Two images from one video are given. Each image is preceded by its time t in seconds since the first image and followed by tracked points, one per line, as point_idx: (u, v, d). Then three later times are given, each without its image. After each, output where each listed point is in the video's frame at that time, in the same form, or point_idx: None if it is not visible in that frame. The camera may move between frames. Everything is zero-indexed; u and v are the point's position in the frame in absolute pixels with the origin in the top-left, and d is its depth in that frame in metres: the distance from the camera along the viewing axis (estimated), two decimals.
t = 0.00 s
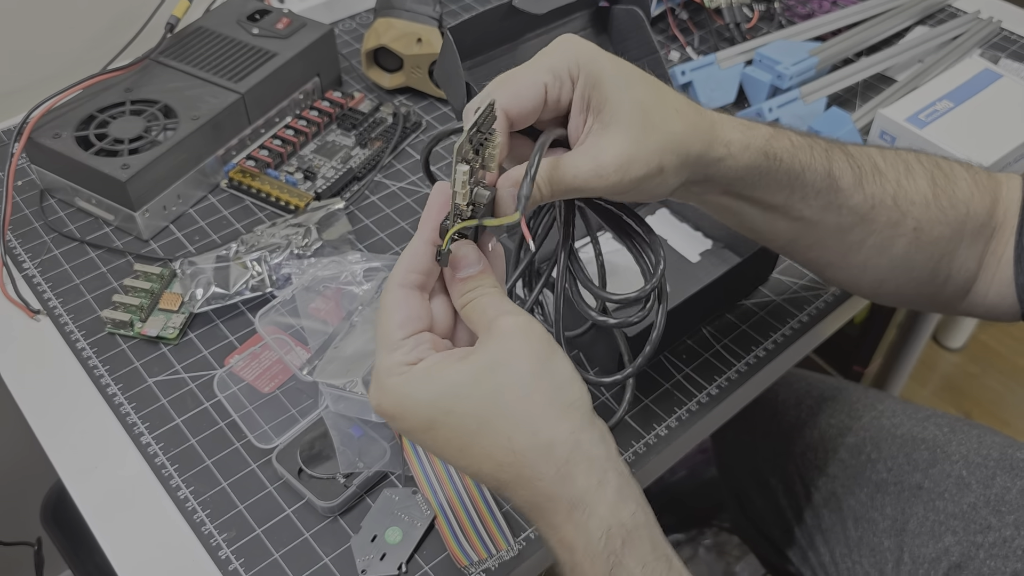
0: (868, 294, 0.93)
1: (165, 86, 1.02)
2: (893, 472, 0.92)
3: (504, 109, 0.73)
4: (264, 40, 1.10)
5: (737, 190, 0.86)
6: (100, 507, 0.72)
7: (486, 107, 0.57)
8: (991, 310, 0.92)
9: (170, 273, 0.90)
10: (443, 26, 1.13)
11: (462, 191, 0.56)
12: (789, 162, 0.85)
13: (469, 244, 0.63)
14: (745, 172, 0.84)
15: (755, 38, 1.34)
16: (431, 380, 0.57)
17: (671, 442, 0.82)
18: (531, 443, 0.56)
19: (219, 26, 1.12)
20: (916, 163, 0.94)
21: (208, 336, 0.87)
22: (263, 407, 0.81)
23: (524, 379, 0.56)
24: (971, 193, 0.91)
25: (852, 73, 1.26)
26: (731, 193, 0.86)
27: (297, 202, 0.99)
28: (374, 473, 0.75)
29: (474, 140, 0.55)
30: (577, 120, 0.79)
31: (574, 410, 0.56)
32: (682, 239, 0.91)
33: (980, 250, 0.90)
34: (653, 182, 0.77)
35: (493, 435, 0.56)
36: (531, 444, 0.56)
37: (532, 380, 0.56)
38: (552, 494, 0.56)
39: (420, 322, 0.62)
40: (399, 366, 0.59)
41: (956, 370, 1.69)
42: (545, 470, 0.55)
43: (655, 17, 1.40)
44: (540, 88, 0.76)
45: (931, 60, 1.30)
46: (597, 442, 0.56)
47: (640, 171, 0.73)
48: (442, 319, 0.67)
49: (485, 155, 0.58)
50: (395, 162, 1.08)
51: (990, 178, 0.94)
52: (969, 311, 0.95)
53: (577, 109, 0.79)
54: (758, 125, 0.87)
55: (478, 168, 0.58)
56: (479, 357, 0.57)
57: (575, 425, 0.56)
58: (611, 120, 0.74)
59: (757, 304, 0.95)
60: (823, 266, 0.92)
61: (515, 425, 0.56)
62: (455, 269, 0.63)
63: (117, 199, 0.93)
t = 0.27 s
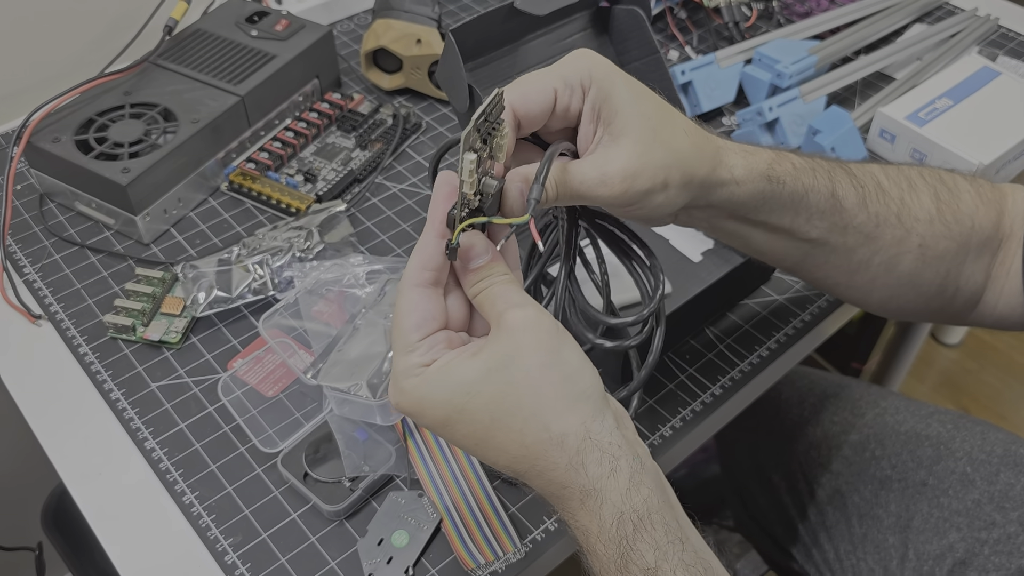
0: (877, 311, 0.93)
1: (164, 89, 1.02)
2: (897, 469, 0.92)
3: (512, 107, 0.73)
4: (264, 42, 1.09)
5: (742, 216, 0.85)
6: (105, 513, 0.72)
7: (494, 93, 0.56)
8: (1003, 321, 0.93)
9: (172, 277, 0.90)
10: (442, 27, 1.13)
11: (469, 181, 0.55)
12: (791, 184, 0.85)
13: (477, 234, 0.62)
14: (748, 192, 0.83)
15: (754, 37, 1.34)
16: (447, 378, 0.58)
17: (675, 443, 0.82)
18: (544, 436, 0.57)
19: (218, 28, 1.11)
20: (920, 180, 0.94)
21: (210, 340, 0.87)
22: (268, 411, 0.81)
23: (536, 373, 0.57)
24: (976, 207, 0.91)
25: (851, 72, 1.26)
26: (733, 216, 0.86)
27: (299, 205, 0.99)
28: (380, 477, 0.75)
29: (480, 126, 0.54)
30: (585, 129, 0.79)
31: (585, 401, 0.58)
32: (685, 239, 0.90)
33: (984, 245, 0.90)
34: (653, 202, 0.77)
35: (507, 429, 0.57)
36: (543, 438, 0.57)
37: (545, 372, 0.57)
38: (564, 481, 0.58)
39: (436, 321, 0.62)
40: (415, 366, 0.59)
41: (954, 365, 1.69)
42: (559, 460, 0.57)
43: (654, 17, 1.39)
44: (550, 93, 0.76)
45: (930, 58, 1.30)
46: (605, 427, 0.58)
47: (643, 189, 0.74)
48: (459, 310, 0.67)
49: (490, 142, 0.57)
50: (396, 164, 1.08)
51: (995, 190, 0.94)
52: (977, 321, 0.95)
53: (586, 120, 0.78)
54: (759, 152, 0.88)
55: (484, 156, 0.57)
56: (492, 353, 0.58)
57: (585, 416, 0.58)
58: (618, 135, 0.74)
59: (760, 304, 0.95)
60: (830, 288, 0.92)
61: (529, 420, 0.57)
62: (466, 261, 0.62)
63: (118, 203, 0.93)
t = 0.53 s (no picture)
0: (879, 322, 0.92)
1: (162, 91, 1.01)
2: (900, 466, 0.91)
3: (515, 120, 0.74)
4: (261, 43, 1.09)
5: (739, 238, 0.84)
6: (108, 519, 0.71)
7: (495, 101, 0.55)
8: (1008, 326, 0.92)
9: (172, 280, 0.89)
10: (441, 27, 1.13)
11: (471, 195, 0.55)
12: (783, 204, 0.85)
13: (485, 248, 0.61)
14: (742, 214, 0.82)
15: (753, 35, 1.34)
16: (459, 395, 0.58)
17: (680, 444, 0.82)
18: (558, 448, 0.57)
19: (215, 30, 1.11)
20: (914, 191, 0.93)
21: (212, 344, 0.86)
22: (270, 415, 0.81)
23: (549, 387, 0.57)
24: (973, 216, 0.90)
25: (851, 69, 1.26)
26: (732, 241, 0.84)
27: (299, 207, 0.98)
28: (385, 480, 0.74)
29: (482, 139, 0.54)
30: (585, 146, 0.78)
31: (598, 411, 0.57)
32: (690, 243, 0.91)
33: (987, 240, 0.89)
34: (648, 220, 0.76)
35: (521, 445, 0.57)
36: (558, 450, 0.57)
37: (556, 384, 0.57)
38: (580, 489, 0.58)
39: (444, 337, 0.61)
40: (425, 384, 0.59)
41: (952, 361, 1.69)
42: (574, 471, 0.57)
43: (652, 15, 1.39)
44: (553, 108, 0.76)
45: (929, 55, 1.29)
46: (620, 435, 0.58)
47: (640, 204, 0.73)
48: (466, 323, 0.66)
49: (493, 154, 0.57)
50: (396, 165, 1.07)
51: (992, 198, 0.93)
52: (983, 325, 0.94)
53: (586, 136, 0.78)
54: (749, 174, 0.87)
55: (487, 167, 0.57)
56: (502, 368, 0.57)
57: (599, 426, 0.57)
58: (616, 151, 0.74)
59: (763, 304, 0.95)
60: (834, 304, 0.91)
61: (543, 433, 0.57)
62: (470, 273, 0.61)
63: (117, 207, 0.92)
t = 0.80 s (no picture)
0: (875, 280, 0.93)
1: (158, 93, 1.01)
2: (899, 464, 0.90)
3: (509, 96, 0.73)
4: (257, 44, 1.08)
5: (734, 184, 0.87)
6: (109, 525, 0.71)
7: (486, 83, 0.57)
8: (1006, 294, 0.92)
9: (170, 284, 0.89)
10: (437, 27, 1.12)
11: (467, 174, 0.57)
12: (781, 151, 0.87)
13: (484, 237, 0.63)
14: (734, 164, 0.85)
15: (750, 33, 1.33)
16: (477, 373, 0.58)
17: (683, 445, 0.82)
18: (584, 428, 0.56)
19: (210, 31, 1.10)
20: (921, 150, 0.93)
21: (211, 348, 0.86)
22: (271, 419, 0.80)
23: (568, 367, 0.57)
24: (977, 178, 0.90)
25: (848, 68, 1.26)
26: (728, 186, 0.87)
27: (297, 209, 0.97)
28: (387, 483, 0.74)
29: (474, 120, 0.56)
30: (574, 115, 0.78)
31: (621, 388, 0.57)
32: (692, 241, 0.93)
33: (986, 237, 0.89)
34: (643, 179, 0.79)
35: (544, 426, 0.57)
36: (584, 429, 0.56)
37: (576, 360, 0.57)
38: (605, 474, 0.56)
39: (448, 311, 0.62)
40: (437, 359, 0.59)
41: (948, 356, 1.69)
42: (599, 452, 0.56)
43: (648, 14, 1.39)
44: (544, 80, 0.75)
45: (925, 52, 1.29)
46: (644, 420, 0.57)
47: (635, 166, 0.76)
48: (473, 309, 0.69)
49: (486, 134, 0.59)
50: (393, 166, 1.07)
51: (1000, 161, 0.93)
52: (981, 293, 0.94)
53: (575, 105, 0.78)
54: (750, 120, 0.89)
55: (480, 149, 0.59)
56: (519, 348, 0.58)
57: (624, 404, 0.57)
58: (609, 115, 0.76)
59: (764, 302, 0.95)
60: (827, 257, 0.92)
61: (567, 413, 0.56)
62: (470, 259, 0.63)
63: (114, 210, 0.92)
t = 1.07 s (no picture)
0: (866, 267, 0.92)
1: (153, 96, 1.00)
2: (898, 461, 0.91)
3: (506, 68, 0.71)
4: (253, 47, 1.08)
5: (723, 155, 0.86)
6: (111, 531, 0.71)
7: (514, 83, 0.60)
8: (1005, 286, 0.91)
9: (168, 288, 0.89)
10: (433, 29, 1.12)
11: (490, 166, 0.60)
12: (772, 125, 0.85)
13: (487, 214, 0.61)
14: (733, 132, 0.83)
15: (745, 32, 1.34)
16: (488, 357, 0.57)
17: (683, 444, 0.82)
18: (597, 427, 0.56)
19: (205, 34, 1.10)
20: (919, 138, 0.91)
21: (209, 352, 0.85)
22: (271, 423, 0.80)
23: (584, 362, 0.56)
24: (975, 169, 0.88)
25: (844, 66, 1.26)
26: (718, 159, 0.87)
27: (295, 211, 0.97)
28: (388, 486, 0.74)
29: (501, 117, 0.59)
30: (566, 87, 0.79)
31: (635, 388, 0.57)
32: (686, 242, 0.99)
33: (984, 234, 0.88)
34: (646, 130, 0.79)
35: (561, 416, 0.56)
36: (596, 428, 0.56)
37: (591, 355, 0.56)
38: (616, 475, 0.57)
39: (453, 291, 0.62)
40: (450, 333, 0.59)
41: (942, 352, 1.70)
42: (612, 452, 0.56)
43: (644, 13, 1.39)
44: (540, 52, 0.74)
45: (921, 50, 1.29)
46: (657, 421, 0.58)
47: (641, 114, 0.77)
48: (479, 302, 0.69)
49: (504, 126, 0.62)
50: (391, 167, 1.07)
51: (1001, 156, 0.91)
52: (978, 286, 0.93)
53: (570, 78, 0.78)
54: (741, 92, 0.88)
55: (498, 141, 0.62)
56: (532, 340, 0.57)
57: (638, 406, 0.57)
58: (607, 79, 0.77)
59: (763, 301, 0.95)
60: (817, 239, 0.92)
61: (581, 409, 0.56)
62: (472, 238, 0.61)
63: (111, 214, 0.91)
